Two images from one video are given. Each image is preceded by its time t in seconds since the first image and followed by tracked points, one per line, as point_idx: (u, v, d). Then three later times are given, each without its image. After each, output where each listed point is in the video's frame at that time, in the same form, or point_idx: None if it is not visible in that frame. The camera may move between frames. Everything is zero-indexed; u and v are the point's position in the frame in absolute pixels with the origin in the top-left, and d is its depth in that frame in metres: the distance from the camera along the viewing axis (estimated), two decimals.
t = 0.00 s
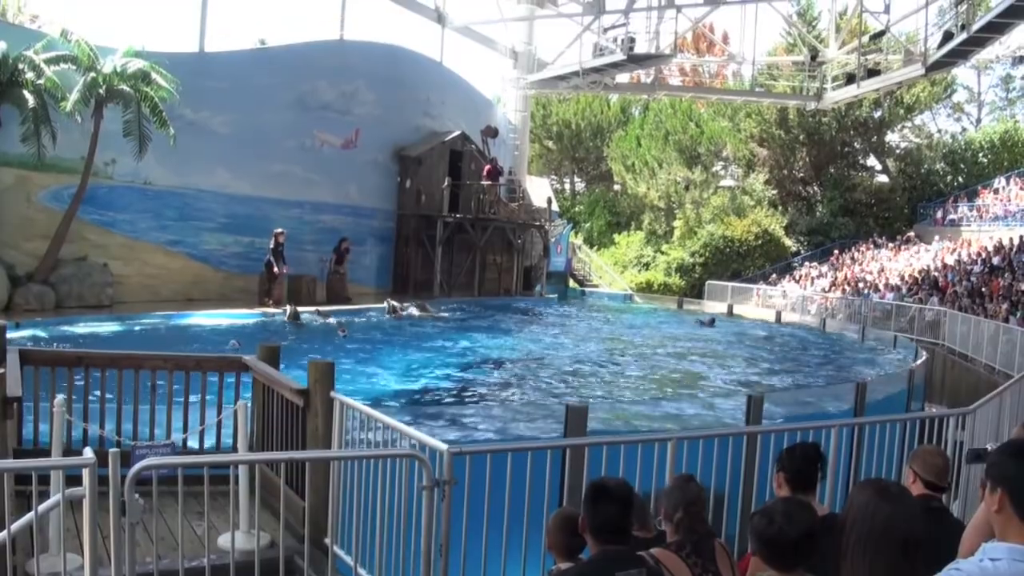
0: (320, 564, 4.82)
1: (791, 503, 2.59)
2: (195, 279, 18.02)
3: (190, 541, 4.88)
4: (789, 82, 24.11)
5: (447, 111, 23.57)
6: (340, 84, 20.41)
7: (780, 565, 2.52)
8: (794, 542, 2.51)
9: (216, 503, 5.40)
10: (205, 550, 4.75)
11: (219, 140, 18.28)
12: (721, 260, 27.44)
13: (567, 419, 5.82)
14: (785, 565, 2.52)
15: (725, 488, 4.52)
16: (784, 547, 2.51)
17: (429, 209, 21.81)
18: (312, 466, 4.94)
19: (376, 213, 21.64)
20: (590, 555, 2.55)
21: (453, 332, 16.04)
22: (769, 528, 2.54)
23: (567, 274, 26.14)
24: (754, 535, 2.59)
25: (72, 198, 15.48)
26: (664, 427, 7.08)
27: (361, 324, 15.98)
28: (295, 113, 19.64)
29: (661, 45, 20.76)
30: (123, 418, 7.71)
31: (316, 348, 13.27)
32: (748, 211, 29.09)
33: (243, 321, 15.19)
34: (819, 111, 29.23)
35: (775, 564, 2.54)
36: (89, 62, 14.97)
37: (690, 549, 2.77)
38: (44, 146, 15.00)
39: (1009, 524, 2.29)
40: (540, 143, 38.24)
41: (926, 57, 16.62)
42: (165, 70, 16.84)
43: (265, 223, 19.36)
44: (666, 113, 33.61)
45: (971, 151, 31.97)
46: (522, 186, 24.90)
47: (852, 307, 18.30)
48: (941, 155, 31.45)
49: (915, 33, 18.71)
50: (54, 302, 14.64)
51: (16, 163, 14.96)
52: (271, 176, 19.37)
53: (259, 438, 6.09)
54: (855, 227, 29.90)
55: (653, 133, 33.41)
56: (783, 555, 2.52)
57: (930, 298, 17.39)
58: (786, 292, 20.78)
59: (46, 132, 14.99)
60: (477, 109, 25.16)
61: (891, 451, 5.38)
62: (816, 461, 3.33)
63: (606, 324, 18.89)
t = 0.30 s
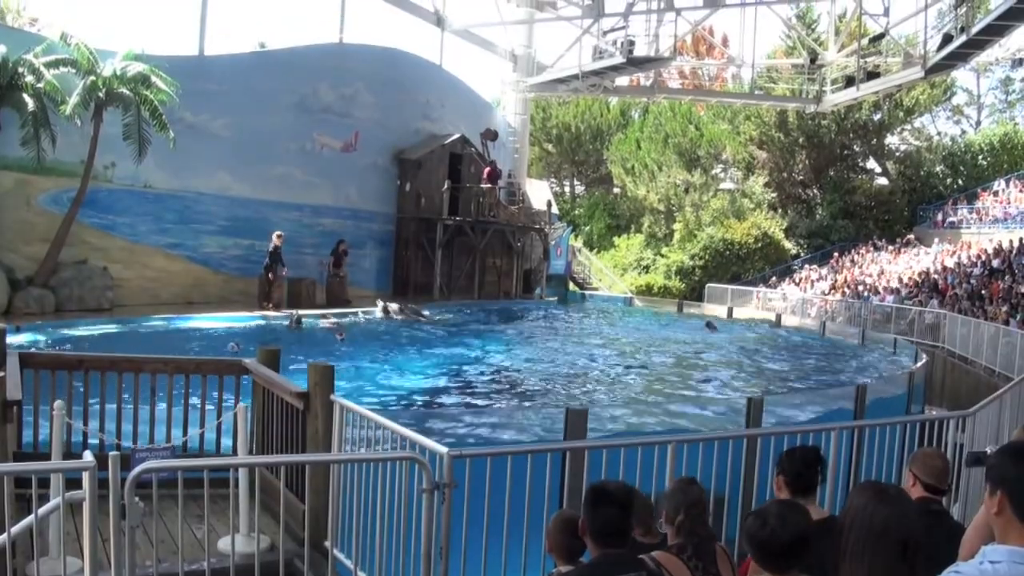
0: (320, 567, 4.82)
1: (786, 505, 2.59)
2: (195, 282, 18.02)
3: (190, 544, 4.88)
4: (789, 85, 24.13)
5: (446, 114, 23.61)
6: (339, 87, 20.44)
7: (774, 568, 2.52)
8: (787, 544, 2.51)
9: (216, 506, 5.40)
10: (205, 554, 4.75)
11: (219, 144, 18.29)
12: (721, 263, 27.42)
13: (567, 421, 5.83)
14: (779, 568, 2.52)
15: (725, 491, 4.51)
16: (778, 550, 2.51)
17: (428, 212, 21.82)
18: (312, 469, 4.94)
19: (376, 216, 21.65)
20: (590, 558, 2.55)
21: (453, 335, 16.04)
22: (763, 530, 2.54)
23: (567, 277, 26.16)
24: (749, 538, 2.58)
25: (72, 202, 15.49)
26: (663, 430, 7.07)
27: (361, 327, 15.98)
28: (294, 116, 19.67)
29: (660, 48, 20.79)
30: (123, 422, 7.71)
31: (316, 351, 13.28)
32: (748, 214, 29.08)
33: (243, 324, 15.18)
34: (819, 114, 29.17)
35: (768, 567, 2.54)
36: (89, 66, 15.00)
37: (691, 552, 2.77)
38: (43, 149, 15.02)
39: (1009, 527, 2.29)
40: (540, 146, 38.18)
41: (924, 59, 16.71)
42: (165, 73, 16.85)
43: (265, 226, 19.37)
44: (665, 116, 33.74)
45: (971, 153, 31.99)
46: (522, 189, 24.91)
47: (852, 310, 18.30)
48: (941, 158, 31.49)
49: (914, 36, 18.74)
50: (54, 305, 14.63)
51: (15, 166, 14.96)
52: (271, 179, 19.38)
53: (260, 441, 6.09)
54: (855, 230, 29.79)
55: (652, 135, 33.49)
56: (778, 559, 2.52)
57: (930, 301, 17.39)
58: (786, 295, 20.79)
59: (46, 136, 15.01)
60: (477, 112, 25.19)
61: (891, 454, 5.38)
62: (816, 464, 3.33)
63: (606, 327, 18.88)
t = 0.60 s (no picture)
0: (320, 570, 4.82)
1: (783, 506, 2.59)
2: (195, 285, 18.03)
3: (191, 548, 4.88)
4: (789, 87, 24.14)
5: (447, 116, 23.63)
6: (340, 90, 20.47)
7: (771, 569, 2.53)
8: (784, 545, 2.51)
9: (217, 509, 5.40)
10: (206, 557, 4.75)
11: (219, 147, 18.29)
12: (721, 265, 27.39)
13: (567, 424, 5.82)
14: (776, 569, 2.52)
15: (726, 495, 4.52)
16: (775, 551, 2.51)
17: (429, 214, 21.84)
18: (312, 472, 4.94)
19: (377, 218, 21.66)
20: (593, 560, 2.54)
21: (453, 338, 16.03)
22: (760, 531, 2.54)
23: (567, 279, 26.16)
24: (746, 539, 2.58)
25: (72, 205, 15.50)
26: (663, 432, 7.07)
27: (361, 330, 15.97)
28: (295, 118, 19.68)
29: (661, 50, 20.79)
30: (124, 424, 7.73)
31: (317, 354, 13.28)
32: (748, 216, 29.04)
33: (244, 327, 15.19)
34: (819, 116, 29.21)
35: (766, 568, 2.54)
36: (90, 69, 15.00)
37: (692, 555, 2.76)
38: (44, 152, 15.03)
39: (1010, 530, 2.29)
40: (540, 149, 38.20)
41: (925, 61, 16.72)
42: (165, 76, 16.85)
43: (265, 229, 19.37)
44: (665, 119, 33.70)
45: (971, 155, 32.02)
46: (522, 191, 24.92)
47: (852, 312, 18.29)
48: (941, 159, 31.52)
49: (914, 38, 18.73)
50: (55, 308, 14.62)
51: (16, 169, 14.96)
52: (272, 182, 19.40)
53: (261, 444, 6.09)
54: (856, 232, 29.76)
55: (652, 138, 33.57)
56: (775, 560, 2.52)
57: (931, 303, 17.39)
58: (786, 297, 20.79)
59: (47, 139, 15.02)
60: (478, 114, 25.21)
61: (891, 457, 5.37)
62: (817, 467, 3.33)
63: (606, 329, 18.87)
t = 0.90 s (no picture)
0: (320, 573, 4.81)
1: (781, 508, 2.58)
2: (195, 287, 18.03)
3: (191, 550, 4.87)
4: (789, 90, 24.18)
5: (447, 119, 23.63)
6: (340, 92, 20.49)
7: (769, 570, 2.52)
8: (782, 546, 2.51)
9: (217, 512, 5.40)
10: (206, 560, 4.74)
11: (219, 149, 18.30)
12: (722, 268, 27.37)
13: (567, 426, 5.81)
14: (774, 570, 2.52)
15: (726, 497, 4.51)
16: (772, 551, 2.51)
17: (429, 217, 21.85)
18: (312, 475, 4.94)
19: (377, 220, 21.66)
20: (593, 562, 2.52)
21: (453, 340, 16.01)
22: (758, 531, 2.54)
23: (567, 281, 26.14)
24: (744, 541, 2.58)
25: (73, 207, 15.50)
26: (662, 435, 7.06)
27: (361, 332, 15.96)
28: (295, 121, 19.69)
29: (661, 53, 20.78)
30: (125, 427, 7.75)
31: (317, 356, 13.27)
32: (748, 218, 28.97)
33: (244, 330, 15.19)
34: (819, 119, 29.35)
35: (763, 569, 2.54)
36: (90, 72, 15.01)
37: (692, 557, 2.75)
38: (44, 155, 15.04)
39: (1010, 532, 2.29)
40: (540, 151, 38.24)
41: (925, 63, 16.73)
42: (166, 79, 16.85)
43: (265, 231, 19.37)
44: (665, 121, 33.91)
45: (971, 157, 32.06)
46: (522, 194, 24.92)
47: (853, 314, 18.28)
48: (941, 162, 31.54)
49: (914, 41, 18.75)
50: (55, 310, 14.61)
51: (16, 171, 14.98)
52: (272, 184, 19.40)
53: (260, 447, 6.09)
54: (856, 234, 29.78)
55: (653, 141, 33.47)
56: (773, 561, 2.52)
57: (931, 305, 17.39)
58: (786, 299, 20.81)
59: (47, 142, 15.03)
60: (478, 117, 25.21)
61: (892, 459, 5.37)
62: (817, 469, 3.32)
63: (606, 332, 18.86)
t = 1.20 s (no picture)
0: None
1: (784, 512, 2.58)
2: (197, 290, 18.04)
3: (193, 553, 4.87)
4: (790, 91, 24.19)
5: (448, 122, 23.65)
6: (341, 96, 20.51)
7: (771, 573, 2.52)
8: (785, 549, 2.51)
9: (218, 514, 5.40)
10: (208, 562, 4.75)
11: (220, 152, 18.31)
12: (723, 270, 27.37)
13: (568, 429, 5.82)
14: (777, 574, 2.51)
15: (729, 500, 4.51)
16: (776, 554, 2.50)
17: (430, 220, 21.86)
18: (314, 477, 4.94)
19: (378, 223, 21.67)
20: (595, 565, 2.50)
21: (454, 343, 16.02)
22: (760, 534, 2.54)
23: (568, 284, 26.15)
24: (747, 543, 2.58)
25: (74, 210, 15.52)
26: (662, 437, 7.07)
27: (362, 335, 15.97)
28: (296, 124, 19.70)
29: (662, 55, 20.78)
30: (126, 431, 7.76)
31: (318, 359, 13.29)
32: (750, 220, 28.81)
33: (246, 332, 15.19)
34: (820, 121, 29.51)
35: (765, 572, 2.53)
36: (91, 75, 15.03)
37: (694, 562, 2.73)
38: (45, 158, 15.05)
39: (1012, 534, 2.28)
40: (541, 154, 38.31)
41: (926, 65, 16.71)
42: (166, 82, 16.88)
43: (266, 234, 19.38)
44: (666, 124, 33.33)
45: (972, 159, 32.08)
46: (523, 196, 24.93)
47: (854, 317, 18.27)
48: (942, 164, 31.56)
49: (915, 43, 18.73)
50: (57, 314, 14.62)
51: (17, 175, 15.00)
52: (273, 187, 19.42)
53: (262, 450, 6.10)
54: (857, 237, 29.83)
55: (654, 143, 33.33)
56: (776, 564, 2.51)
57: (932, 308, 17.39)
58: (787, 302, 20.80)
59: (48, 145, 15.04)
60: (479, 119, 25.23)
61: (893, 461, 5.37)
62: (820, 470, 3.32)
63: (608, 334, 18.86)
